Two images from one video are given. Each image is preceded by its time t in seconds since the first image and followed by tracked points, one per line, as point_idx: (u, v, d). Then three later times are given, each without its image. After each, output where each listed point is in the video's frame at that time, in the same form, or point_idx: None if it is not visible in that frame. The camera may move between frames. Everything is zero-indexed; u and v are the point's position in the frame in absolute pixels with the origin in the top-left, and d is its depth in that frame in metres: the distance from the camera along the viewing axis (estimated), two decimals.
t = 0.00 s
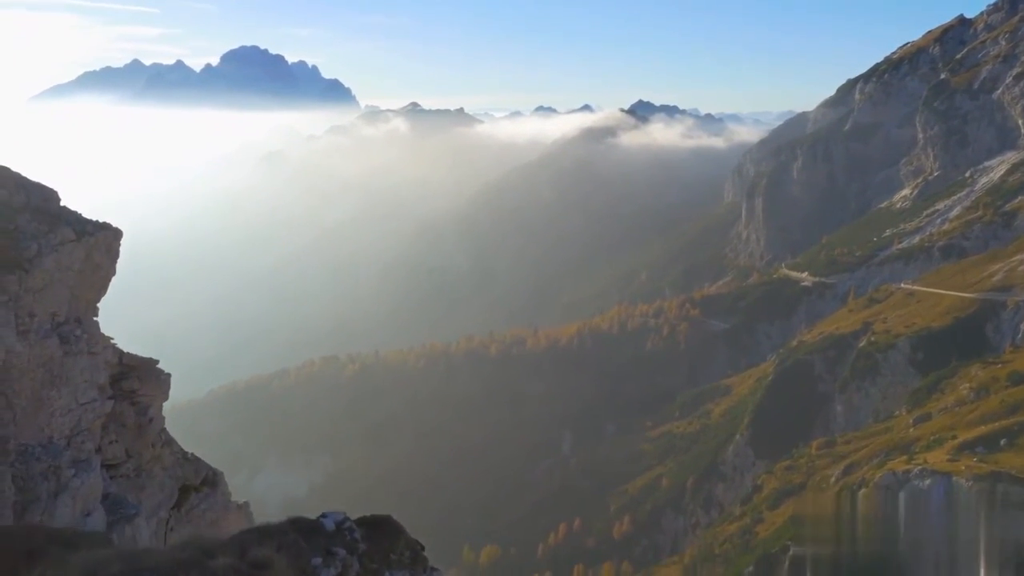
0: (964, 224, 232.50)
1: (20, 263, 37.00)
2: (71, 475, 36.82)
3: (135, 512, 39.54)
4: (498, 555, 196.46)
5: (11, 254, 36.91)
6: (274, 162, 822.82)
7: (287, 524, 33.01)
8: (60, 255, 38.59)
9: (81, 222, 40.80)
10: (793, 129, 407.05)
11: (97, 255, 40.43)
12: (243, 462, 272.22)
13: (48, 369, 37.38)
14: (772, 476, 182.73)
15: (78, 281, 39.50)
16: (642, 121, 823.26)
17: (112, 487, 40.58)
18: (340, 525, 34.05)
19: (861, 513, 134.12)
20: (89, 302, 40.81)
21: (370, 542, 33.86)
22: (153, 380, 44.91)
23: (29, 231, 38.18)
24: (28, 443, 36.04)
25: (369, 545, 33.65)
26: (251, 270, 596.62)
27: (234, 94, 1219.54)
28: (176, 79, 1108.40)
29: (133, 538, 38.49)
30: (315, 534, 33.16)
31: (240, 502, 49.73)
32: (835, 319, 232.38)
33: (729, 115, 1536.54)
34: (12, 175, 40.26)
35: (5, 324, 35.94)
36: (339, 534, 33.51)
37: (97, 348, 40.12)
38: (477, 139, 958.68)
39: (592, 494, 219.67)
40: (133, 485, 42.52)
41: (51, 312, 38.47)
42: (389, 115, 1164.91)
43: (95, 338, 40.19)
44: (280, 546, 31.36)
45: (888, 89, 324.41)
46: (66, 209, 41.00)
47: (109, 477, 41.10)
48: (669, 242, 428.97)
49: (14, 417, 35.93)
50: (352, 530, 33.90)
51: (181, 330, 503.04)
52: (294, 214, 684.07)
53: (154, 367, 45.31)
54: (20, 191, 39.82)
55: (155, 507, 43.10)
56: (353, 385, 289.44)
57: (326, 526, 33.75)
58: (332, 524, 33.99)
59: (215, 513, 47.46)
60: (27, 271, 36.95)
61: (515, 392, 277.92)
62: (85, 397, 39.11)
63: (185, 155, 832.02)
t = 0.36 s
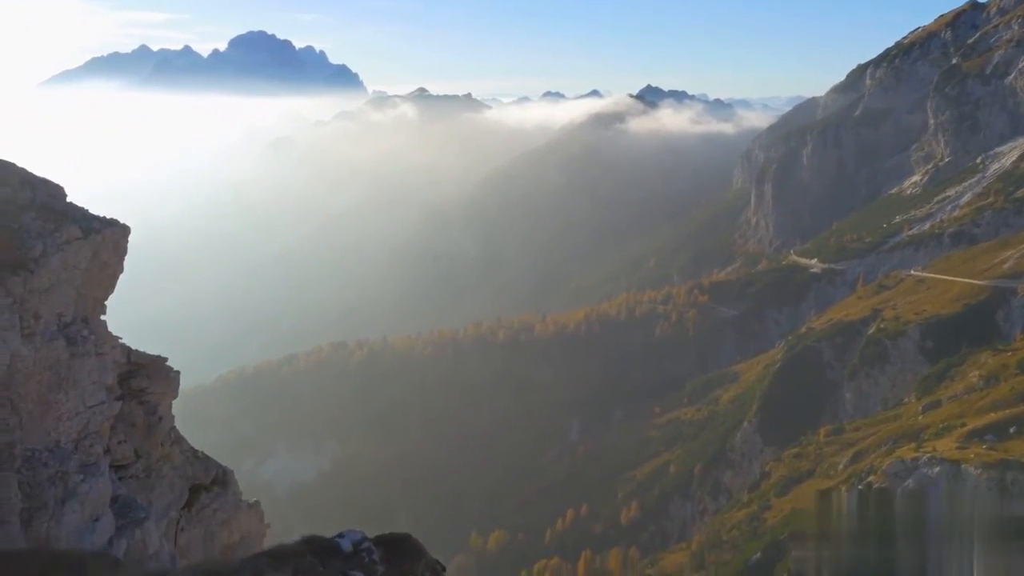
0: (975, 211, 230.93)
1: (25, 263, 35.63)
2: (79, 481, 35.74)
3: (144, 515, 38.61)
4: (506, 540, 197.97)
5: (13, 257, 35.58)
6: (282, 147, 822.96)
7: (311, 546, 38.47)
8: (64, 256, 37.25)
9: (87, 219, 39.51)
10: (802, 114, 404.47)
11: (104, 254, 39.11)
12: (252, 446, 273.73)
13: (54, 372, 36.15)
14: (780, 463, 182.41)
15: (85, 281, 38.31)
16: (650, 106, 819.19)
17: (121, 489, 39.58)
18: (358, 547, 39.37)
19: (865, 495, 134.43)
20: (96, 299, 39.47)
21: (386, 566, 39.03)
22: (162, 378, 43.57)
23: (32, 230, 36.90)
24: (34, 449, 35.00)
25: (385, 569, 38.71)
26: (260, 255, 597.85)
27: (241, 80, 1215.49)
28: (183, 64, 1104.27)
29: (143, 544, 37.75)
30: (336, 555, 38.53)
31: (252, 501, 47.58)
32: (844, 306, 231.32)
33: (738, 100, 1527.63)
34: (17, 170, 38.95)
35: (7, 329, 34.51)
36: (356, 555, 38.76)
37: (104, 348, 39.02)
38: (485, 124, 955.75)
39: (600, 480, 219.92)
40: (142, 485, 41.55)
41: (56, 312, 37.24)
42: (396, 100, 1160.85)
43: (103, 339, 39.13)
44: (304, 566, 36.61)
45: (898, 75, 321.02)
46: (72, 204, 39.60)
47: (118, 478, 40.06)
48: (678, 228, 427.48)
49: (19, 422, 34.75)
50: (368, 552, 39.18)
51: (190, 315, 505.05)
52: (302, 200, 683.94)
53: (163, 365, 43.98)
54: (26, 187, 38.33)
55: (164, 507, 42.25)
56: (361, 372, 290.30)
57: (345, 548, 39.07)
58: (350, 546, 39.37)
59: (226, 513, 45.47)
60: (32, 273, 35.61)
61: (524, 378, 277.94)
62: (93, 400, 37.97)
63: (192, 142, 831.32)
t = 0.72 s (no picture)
0: (988, 195, 229.08)
1: (30, 264, 32.05)
2: (88, 487, 31.84)
3: (157, 519, 34.67)
4: (515, 523, 199.19)
5: (18, 258, 32.01)
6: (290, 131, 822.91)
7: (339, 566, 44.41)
8: (74, 258, 33.80)
9: (91, 214, 36.04)
10: (813, 98, 401.34)
11: (114, 250, 35.65)
12: (262, 430, 274.85)
13: (63, 377, 32.36)
14: (789, 449, 181.99)
15: (93, 280, 34.61)
16: (660, 90, 814.81)
17: (131, 491, 35.71)
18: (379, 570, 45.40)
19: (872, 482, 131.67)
20: (103, 295, 35.67)
21: None
22: (174, 377, 39.15)
23: (38, 228, 33.38)
24: (44, 455, 31.33)
25: None
26: (269, 239, 598.39)
27: (250, 64, 1213.06)
28: (192, 48, 1101.59)
29: (155, 550, 33.71)
30: None
31: (266, 499, 43.51)
32: (854, 291, 229.92)
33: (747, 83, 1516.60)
34: (17, 162, 35.54)
35: (15, 333, 30.95)
36: None
37: (113, 348, 34.95)
38: (494, 108, 952.57)
39: (609, 465, 219.98)
40: (156, 488, 37.48)
41: (63, 314, 33.39)
42: (405, 85, 1157.10)
43: (113, 337, 35.07)
44: None
45: (911, 58, 318.25)
46: (76, 198, 36.18)
47: (129, 482, 36.13)
48: (687, 213, 425.96)
49: (27, 426, 31.03)
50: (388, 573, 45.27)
51: (200, 300, 506.73)
52: (311, 185, 684.22)
53: (175, 362, 39.48)
54: (34, 184, 34.95)
55: (175, 509, 38.06)
56: (372, 355, 290.35)
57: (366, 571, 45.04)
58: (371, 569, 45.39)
59: (240, 513, 41.35)
60: (38, 275, 31.96)
61: (533, 364, 278.13)
62: (104, 401, 34.27)
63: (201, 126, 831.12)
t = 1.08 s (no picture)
0: (999, 183, 227.69)
1: (35, 267, 30.05)
2: (96, 493, 30.11)
3: (167, 523, 33.14)
4: (523, 510, 199.79)
5: (23, 260, 30.04)
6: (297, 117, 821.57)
7: None
8: (82, 259, 31.96)
9: (97, 211, 34.04)
10: (823, 85, 398.78)
11: (122, 250, 33.90)
12: (271, 416, 275.93)
13: (69, 381, 30.62)
14: (796, 437, 181.85)
15: (100, 280, 32.73)
16: (669, 77, 810.84)
17: (138, 493, 34.01)
18: None
19: (880, 471, 131.04)
20: (111, 297, 33.81)
21: None
22: (181, 375, 37.01)
23: (45, 228, 31.44)
24: (50, 462, 29.47)
25: None
26: (277, 227, 599.22)
27: (258, 51, 1210.98)
28: (199, 35, 1099.83)
29: (164, 555, 32.38)
30: None
31: (275, 499, 42.26)
32: (863, 279, 228.95)
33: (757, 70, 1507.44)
34: (19, 156, 33.48)
35: (21, 338, 28.94)
36: None
37: (121, 350, 33.10)
38: (502, 96, 949.89)
39: (616, 454, 220.24)
40: (163, 489, 36.22)
41: (70, 315, 31.52)
42: (413, 72, 1154.01)
43: (120, 339, 33.22)
44: None
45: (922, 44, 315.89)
46: (83, 194, 34.14)
47: (136, 483, 34.49)
48: (695, 201, 424.29)
49: (33, 433, 29.20)
50: None
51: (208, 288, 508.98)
52: (319, 171, 684.28)
53: (184, 362, 37.46)
54: (37, 181, 32.92)
55: (184, 510, 37.00)
56: (380, 342, 290.70)
57: None
58: None
59: (249, 513, 40.29)
60: (44, 277, 29.96)
61: (541, 351, 278.21)
62: (111, 404, 32.55)
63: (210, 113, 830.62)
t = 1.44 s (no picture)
0: (1011, 170, 225.80)
1: (42, 269, 27.60)
2: (106, 501, 27.93)
3: (177, 529, 31.40)
4: (531, 497, 199.84)
5: (30, 261, 27.56)
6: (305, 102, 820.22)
7: None
8: (91, 259, 29.49)
9: (105, 209, 31.48)
10: (834, 71, 395.94)
11: (129, 249, 31.62)
12: (281, 402, 277.16)
13: (77, 387, 28.31)
14: (805, 425, 181.39)
15: (108, 280, 30.51)
16: (678, 62, 807.37)
17: (148, 497, 32.03)
18: None
19: (889, 459, 130.52)
20: (119, 297, 31.68)
21: None
22: (191, 376, 35.57)
23: (52, 227, 28.73)
24: (59, 469, 27.29)
25: None
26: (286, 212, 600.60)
27: (266, 36, 1207.94)
28: (207, 20, 1097.20)
29: (175, 560, 30.65)
30: None
31: (286, 497, 40.36)
32: (873, 267, 227.57)
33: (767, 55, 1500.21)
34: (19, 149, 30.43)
35: (27, 345, 26.40)
36: None
37: (130, 353, 31.10)
38: (510, 82, 947.52)
39: (624, 442, 220.29)
40: (173, 490, 34.09)
41: (78, 317, 29.16)
42: (421, 57, 1150.97)
43: (129, 341, 31.23)
44: None
45: (935, 29, 313.06)
46: (90, 191, 31.48)
47: (146, 487, 32.39)
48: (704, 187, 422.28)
49: (41, 439, 26.90)
50: None
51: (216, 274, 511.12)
52: (327, 158, 684.49)
53: (194, 362, 36.02)
54: (42, 179, 29.89)
55: (195, 512, 34.87)
56: (389, 327, 290.59)
57: None
58: None
59: (260, 513, 38.34)
60: (51, 280, 27.47)
61: (550, 337, 278.09)
62: (121, 407, 30.15)
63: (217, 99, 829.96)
